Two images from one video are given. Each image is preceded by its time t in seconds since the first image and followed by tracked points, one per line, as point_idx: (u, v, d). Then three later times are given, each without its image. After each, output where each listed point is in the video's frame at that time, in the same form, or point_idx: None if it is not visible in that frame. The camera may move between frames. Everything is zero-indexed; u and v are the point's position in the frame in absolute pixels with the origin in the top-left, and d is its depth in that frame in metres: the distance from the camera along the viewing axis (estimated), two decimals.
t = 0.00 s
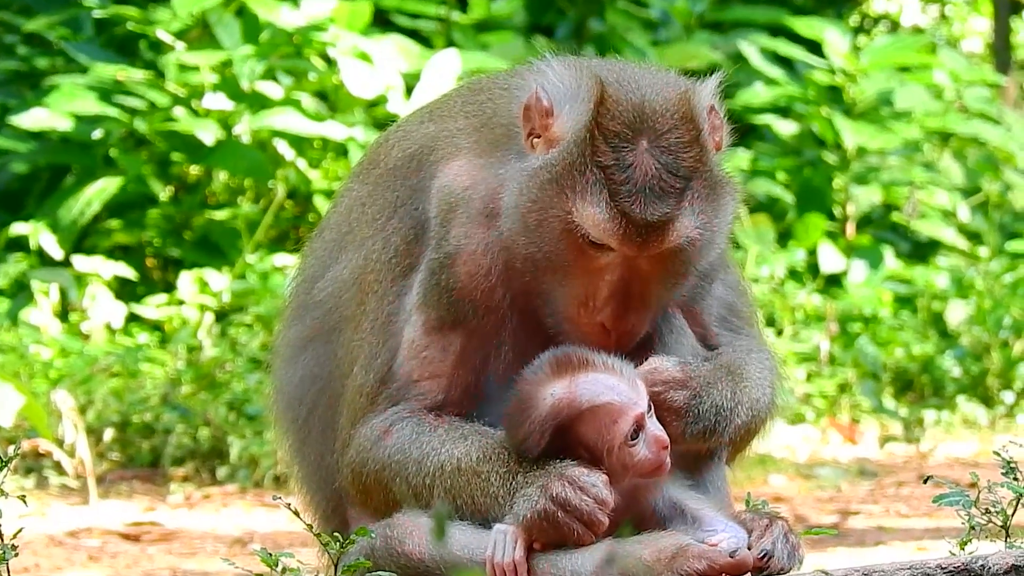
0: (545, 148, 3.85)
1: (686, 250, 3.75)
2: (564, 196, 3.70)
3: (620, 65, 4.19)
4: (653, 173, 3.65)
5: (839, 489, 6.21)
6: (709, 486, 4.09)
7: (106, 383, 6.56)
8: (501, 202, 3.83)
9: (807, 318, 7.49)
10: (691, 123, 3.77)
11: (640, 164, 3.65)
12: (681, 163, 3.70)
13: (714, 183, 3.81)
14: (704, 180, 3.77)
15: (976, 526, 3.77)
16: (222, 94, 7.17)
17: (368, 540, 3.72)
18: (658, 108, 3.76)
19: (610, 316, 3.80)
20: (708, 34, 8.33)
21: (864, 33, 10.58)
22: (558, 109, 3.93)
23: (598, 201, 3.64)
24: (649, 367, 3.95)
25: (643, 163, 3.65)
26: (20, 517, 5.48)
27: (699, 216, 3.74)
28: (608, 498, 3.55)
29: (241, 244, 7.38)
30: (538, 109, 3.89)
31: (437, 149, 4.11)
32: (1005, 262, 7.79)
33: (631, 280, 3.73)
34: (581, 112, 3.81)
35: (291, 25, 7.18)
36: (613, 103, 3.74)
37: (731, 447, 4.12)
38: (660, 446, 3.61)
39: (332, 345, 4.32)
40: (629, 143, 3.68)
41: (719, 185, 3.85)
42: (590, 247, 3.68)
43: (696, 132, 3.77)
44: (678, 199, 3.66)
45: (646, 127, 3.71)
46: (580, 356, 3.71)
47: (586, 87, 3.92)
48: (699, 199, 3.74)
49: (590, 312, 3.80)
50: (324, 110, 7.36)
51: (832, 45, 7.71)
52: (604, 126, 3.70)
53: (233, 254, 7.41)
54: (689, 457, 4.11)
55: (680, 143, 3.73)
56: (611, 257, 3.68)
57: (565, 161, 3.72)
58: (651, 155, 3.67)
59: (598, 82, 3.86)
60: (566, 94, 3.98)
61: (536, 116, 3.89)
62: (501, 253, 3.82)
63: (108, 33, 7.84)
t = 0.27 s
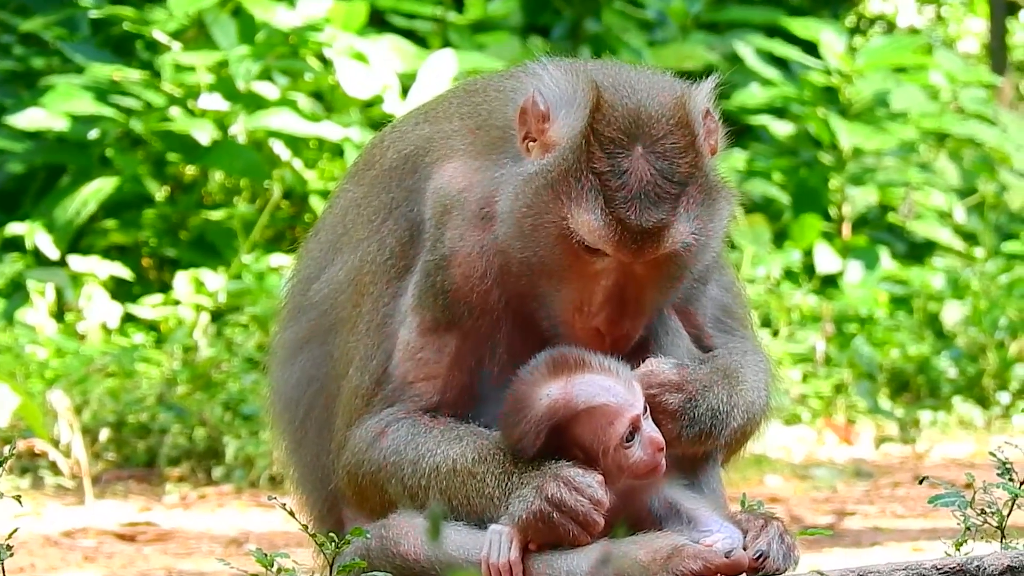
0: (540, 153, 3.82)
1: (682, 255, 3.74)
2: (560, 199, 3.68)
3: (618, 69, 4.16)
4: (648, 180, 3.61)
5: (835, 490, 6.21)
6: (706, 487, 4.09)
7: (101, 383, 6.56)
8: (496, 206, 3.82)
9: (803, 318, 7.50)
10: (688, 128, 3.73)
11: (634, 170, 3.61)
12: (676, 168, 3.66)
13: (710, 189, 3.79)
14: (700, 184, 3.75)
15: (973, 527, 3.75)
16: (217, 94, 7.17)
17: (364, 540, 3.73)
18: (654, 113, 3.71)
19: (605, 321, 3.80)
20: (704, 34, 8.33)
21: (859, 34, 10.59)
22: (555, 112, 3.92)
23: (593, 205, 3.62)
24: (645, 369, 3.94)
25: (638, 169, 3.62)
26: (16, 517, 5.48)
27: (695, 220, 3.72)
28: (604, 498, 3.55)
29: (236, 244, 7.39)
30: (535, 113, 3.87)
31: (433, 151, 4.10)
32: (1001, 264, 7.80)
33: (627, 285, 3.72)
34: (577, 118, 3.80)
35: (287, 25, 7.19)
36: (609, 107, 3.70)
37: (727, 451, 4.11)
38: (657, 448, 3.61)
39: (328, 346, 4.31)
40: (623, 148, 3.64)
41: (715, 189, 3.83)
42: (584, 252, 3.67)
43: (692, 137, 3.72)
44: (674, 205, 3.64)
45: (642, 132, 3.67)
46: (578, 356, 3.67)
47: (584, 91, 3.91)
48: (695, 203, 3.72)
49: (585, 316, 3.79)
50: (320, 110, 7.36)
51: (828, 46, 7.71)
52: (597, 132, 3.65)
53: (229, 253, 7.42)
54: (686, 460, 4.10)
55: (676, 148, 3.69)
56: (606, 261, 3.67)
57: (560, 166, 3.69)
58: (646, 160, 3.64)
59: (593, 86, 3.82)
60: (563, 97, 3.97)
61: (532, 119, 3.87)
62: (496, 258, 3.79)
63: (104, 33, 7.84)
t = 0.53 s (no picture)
0: (537, 154, 3.83)
1: (679, 255, 3.75)
2: (558, 201, 3.69)
3: (613, 70, 4.16)
4: (644, 181, 3.62)
5: (832, 490, 6.22)
6: (702, 488, 4.10)
7: (99, 384, 6.56)
8: (493, 208, 3.81)
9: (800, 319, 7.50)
10: (684, 129, 3.73)
11: (631, 171, 3.63)
12: (672, 168, 3.67)
13: (707, 189, 3.80)
14: (696, 184, 3.76)
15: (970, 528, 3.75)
16: (214, 95, 7.15)
17: (361, 541, 3.73)
18: (650, 114, 3.72)
19: (602, 321, 3.78)
20: (701, 35, 8.34)
21: (857, 35, 10.60)
22: (551, 115, 3.92)
23: (590, 205, 3.63)
24: (641, 370, 3.93)
25: (634, 170, 3.63)
26: (12, 518, 5.48)
27: (692, 220, 3.73)
28: (602, 498, 3.54)
29: (233, 245, 7.39)
30: (531, 114, 3.87)
31: (429, 152, 4.08)
32: (998, 264, 7.80)
33: (624, 287, 3.72)
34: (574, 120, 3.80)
35: (284, 26, 7.20)
36: (605, 108, 3.70)
37: (724, 451, 4.11)
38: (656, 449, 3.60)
39: (325, 348, 4.30)
40: (619, 149, 3.65)
41: (711, 189, 3.84)
42: (581, 253, 3.68)
43: (687, 137, 3.73)
44: (671, 204, 3.65)
45: (637, 133, 3.68)
46: (576, 356, 3.69)
47: (581, 95, 3.92)
48: (691, 204, 3.73)
49: (581, 318, 3.78)
50: (317, 111, 7.36)
51: (825, 47, 7.72)
52: (594, 134, 3.66)
53: (226, 254, 7.42)
54: (683, 461, 4.10)
55: (672, 149, 3.69)
56: (602, 262, 3.67)
57: (558, 168, 3.70)
58: (643, 162, 3.65)
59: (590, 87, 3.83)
60: (559, 100, 3.97)
61: (528, 120, 3.87)
62: (493, 261, 3.80)
63: (101, 34, 7.83)
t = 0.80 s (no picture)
0: (519, 158, 3.84)
1: (666, 252, 3.75)
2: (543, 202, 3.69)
3: (595, 71, 4.18)
4: (626, 179, 3.62)
5: (828, 491, 6.22)
6: (696, 488, 4.10)
7: (94, 384, 6.56)
8: (480, 211, 3.81)
9: (795, 320, 7.50)
10: (664, 126, 3.73)
11: (612, 169, 3.62)
12: (654, 165, 3.66)
13: (690, 184, 3.81)
14: (678, 180, 3.76)
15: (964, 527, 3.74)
16: (210, 95, 7.14)
17: (356, 541, 3.69)
18: (630, 112, 3.72)
19: (593, 322, 3.77)
20: (697, 36, 8.34)
21: (853, 35, 10.64)
22: (536, 117, 3.92)
23: (573, 205, 3.63)
24: (631, 371, 3.93)
25: (615, 169, 3.63)
26: (7, 519, 5.47)
27: (677, 217, 3.74)
28: (593, 498, 3.54)
29: (229, 245, 7.37)
30: (514, 117, 3.87)
31: (417, 157, 4.07)
32: (993, 264, 7.81)
33: (613, 287, 3.71)
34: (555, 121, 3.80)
35: (278, 25, 7.18)
36: (585, 108, 3.71)
37: (718, 450, 4.10)
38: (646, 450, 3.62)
39: (319, 351, 4.30)
40: (599, 148, 3.65)
41: (696, 186, 3.84)
42: (568, 255, 3.69)
43: (669, 135, 3.73)
44: (654, 200, 3.65)
45: (618, 132, 3.68)
46: (565, 356, 3.69)
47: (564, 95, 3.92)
48: (675, 200, 3.73)
49: (572, 319, 3.78)
50: (312, 111, 7.36)
51: (820, 48, 7.72)
52: (576, 135, 3.67)
53: (221, 254, 7.41)
54: (678, 461, 4.09)
55: (653, 146, 3.69)
56: (589, 263, 3.68)
57: (542, 169, 3.70)
58: (624, 160, 3.64)
59: (571, 89, 3.82)
60: (545, 102, 3.97)
61: (510, 124, 3.87)
62: (478, 266, 3.80)
63: (97, 34, 7.82)
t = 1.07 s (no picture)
0: (516, 158, 3.83)
1: (662, 255, 3.71)
2: (538, 205, 3.67)
3: (593, 71, 4.15)
4: (623, 184, 3.59)
5: (823, 492, 6.21)
6: (692, 492, 4.09)
7: (89, 386, 6.56)
8: (477, 213, 3.80)
9: (791, 322, 7.51)
10: (661, 130, 3.70)
11: (609, 174, 3.59)
12: (651, 170, 3.63)
13: (686, 188, 3.76)
14: (676, 186, 3.72)
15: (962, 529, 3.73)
16: (207, 96, 7.18)
17: (352, 542, 3.72)
18: (628, 116, 3.69)
19: (588, 326, 3.73)
20: (692, 38, 8.35)
21: (848, 37, 10.63)
22: (532, 119, 3.90)
23: (570, 212, 3.60)
24: (631, 376, 3.92)
25: (612, 175, 3.60)
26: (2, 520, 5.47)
27: (674, 223, 3.70)
28: (591, 501, 3.52)
29: (224, 246, 7.38)
30: (512, 117, 3.88)
31: (413, 158, 4.08)
32: (989, 266, 7.81)
33: (608, 289, 3.67)
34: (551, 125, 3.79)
35: (274, 27, 7.19)
36: (582, 111, 3.68)
37: (714, 453, 4.11)
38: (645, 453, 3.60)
39: (315, 352, 4.30)
40: (596, 154, 3.61)
41: (692, 192, 3.80)
42: (564, 258, 3.65)
43: (665, 139, 3.70)
44: (650, 206, 3.61)
45: (615, 136, 3.65)
46: (566, 359, 3.67)
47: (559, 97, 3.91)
48: (671, 205, 3.69)
49: (568, 322, 3.75)
50: (308, 113, 7.36)
51: (816, 48, 7.76)
52: (573, 137, 3.64)
53: (216, 256, 7.42)
54: (675, 465, 4.09)
55: (650, 150, 3.66)
56: (585, 267, 3.64)
57: (536, 173, 3.68)
58: (621, 165, 3.61)
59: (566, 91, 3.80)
60: (541, 103, 3.96)
61: (508, 124, 3.88)
62: (473, 267, 3.79)
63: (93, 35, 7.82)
